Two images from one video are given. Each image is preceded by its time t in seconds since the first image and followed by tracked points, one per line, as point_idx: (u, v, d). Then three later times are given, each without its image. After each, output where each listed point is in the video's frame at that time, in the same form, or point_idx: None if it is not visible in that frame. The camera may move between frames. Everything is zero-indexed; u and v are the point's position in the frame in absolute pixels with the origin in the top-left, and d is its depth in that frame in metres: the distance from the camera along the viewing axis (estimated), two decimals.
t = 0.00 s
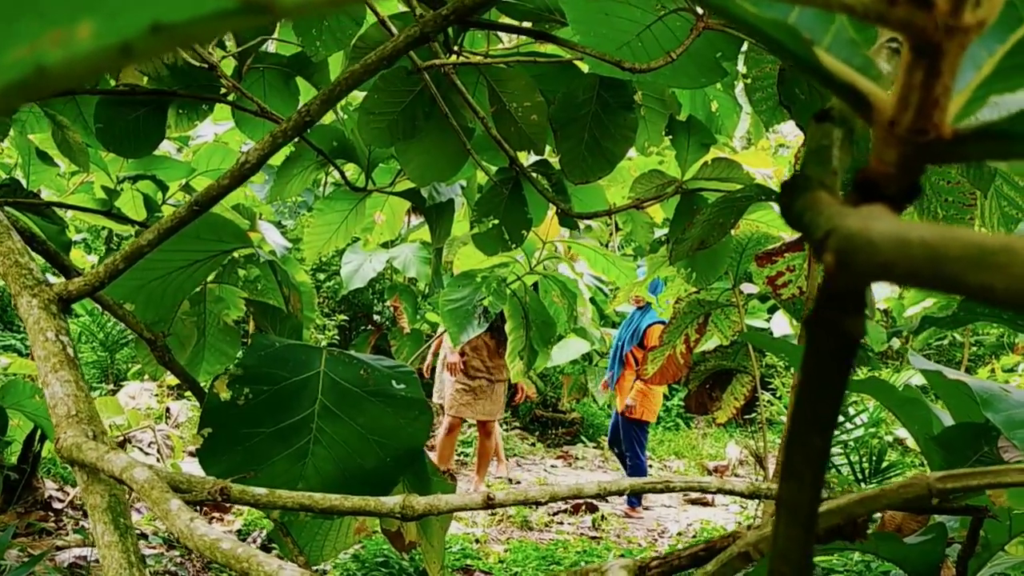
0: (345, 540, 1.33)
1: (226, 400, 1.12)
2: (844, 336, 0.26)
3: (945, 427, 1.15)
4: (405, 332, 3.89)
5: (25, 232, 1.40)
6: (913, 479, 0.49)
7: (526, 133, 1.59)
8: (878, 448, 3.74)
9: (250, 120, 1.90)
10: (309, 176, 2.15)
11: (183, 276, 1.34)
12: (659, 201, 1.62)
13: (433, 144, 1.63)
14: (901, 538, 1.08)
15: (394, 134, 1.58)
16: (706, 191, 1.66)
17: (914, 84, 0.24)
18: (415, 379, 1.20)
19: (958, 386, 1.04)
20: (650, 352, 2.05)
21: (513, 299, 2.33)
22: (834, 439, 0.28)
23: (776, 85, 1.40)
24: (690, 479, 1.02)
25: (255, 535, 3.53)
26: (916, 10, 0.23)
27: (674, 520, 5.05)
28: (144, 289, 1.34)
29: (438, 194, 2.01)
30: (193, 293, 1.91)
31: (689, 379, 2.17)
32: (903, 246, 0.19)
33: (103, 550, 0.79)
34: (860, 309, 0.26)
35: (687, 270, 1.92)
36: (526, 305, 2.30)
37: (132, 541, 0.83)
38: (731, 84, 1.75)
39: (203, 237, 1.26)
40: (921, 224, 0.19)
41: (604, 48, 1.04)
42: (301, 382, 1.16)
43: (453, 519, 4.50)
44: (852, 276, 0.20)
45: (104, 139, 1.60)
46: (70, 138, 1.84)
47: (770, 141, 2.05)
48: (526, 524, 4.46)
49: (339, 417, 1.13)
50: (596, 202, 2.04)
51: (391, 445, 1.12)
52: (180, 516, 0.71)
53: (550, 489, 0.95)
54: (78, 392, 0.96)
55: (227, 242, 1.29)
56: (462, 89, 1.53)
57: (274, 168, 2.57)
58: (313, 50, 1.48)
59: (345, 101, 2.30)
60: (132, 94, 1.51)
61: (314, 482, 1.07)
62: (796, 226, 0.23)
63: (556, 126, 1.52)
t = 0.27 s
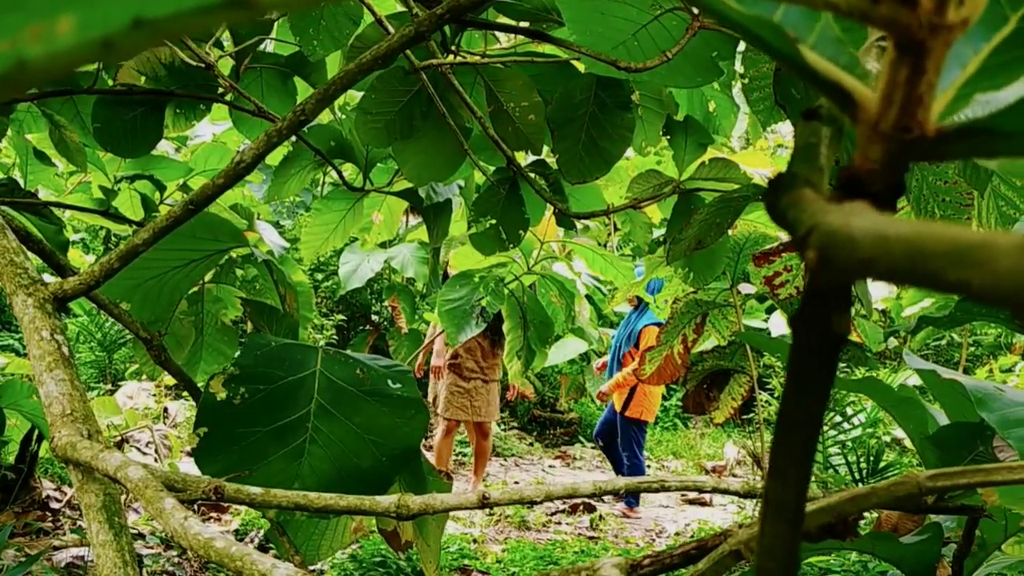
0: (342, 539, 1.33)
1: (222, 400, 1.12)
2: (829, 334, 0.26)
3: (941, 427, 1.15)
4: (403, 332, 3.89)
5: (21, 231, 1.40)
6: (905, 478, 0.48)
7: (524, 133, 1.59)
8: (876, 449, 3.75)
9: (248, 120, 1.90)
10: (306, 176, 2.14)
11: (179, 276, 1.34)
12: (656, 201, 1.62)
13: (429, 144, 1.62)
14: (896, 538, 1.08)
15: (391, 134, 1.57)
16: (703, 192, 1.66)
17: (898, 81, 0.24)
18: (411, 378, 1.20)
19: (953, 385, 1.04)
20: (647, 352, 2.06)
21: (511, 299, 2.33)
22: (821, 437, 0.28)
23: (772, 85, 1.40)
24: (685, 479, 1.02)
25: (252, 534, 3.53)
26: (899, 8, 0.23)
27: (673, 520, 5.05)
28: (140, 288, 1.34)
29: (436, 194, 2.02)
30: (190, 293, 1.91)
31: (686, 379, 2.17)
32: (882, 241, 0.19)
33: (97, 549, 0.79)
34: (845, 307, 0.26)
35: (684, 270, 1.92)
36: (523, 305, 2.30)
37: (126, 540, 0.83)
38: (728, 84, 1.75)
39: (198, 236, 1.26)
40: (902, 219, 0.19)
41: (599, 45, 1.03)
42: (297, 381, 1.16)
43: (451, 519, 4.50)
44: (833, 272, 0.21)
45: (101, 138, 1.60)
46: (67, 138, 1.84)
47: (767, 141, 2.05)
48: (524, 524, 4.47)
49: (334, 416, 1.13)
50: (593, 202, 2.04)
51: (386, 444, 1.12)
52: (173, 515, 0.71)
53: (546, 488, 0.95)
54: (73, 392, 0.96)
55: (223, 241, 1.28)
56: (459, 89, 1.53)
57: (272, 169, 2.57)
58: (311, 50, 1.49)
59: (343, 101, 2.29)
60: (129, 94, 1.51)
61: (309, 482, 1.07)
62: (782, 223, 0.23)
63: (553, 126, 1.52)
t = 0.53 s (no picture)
0: (340, 539, 1.33)
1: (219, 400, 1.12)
2: (816, 332, 0.26)
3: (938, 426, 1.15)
4: (403, 332, 3.88)
5: (19, 231, 1.40)
6: (898, 476, 0.49)
7: (522, 134, 1.59)
8: (874, 449, 3.76)
9: (247, 121, 1.91)
10: (305, 177, 2.14)
11: (177, 276, 1.34)
12: (655, 201, 1.62)
13: (428, 144, 1.62)
14: (893, 539, 1.07)
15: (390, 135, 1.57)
16: (702, 192, 1.66)
17: (884, 82, 0.24)
18: (409, 378, 1.21)
19: (950, 384, 1.04)
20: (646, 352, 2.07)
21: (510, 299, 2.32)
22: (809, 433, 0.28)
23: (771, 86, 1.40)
24: (683, 478, 1.02)
25: (252, 535, 3.53)
26: (884, 9, 0.23)
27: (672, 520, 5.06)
28: (138, 289, 1.34)
29: (435, 195, 2.03)
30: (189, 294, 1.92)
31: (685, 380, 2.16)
32: (864, 240, 0.19)
33: (94, 548, 0.79)
34: (834, 305, 0.26)
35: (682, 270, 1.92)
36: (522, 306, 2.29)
37: (123, 540, 0.83)
38: (727, 84, 1.76)
39: (196, 236, 1.26)
40: (883, 218, 0.20)
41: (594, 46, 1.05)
42: (294, 381, 1.16)
43: (450, 519, 4.50)
44: (817, 272, 0.21)
45: (100, 139, 1.60)
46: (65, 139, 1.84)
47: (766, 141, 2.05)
48: (524, 525, 4.47)
49: (332, 416, 1.13)
50: (592, 203, 2.04)
51: (384, 444, 1.12)
52: (170, 514, 0.72)
53: (542, 488, 0.95)
54: (70, 392, 0.96)
55: (220, 241, 1.28)
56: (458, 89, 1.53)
57: (271, 169, 2.57)
58: (309, 51, 1.49)
59: (341, 102, 2.30)
60: (128, 95, 1.51)
61: (306, 482, 1.07)
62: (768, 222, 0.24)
63: (552, 127, 1.52)
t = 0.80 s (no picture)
0: (337, 538, 1.33)
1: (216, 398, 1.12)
2: (800, 321, 0.26)
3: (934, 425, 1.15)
4: (402, 333, 3.88)
5: (16, 230, 1.40)
6: (888, 470, 0.49)
7: (520, 133, 1.59)
8: (873, 449, 3.76)
9: (245, 120, 1.91)
10: (304, 176, 2.14)
11: (174, 274, 1.34)
12: (652, 200, 1.62)
13: (425, 143, 1.63)
14: (889, 537, 1.07)
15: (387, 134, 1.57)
16: (700, 192, 1.66)
17: (865, 70, 0.24)
18: (406, 377, 1.20)
19: (946, 382, 1.04)
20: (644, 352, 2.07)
21: (508, 299, 2.31)
22: (793, 423, 0.28)
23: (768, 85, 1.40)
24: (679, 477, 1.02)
25: (250, 534, 3.53)
26: None
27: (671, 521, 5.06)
28: (135, 287, 1.35)
29: (432, 195, 2.05)
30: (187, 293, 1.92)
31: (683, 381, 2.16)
32: (839, 226, 0.19)
33: (89, 545, 0.79)
34: (816, 293, 0.26)
35: (680, 270, 1.91)
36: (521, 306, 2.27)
37: (118, 537, 0.83)
38: (725, 84, 1.76)
39: (193, 234, 1.26)
40: (859, 205, 0.20)
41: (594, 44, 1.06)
42: (291, 379, 1.16)
43: (449, 520, 4.50)
44: (795, 259, 0.21)
45: (98, 138, 1.60)
46: (64, 138, 1.84)
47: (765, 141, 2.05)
48: (522, 525, 4.47)
49: (329, 414, 1.13)
50: (590, 202, 2.04)
51: (380, 442, 1.12)
52: (164, 510, 0.72)
53: (538, 486, 0.95)
54: (66, 389, 0.96)
55: (218, 239, 1.29)
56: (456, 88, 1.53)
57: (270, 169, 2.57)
58: (307, 49, 1.49)
59: (340, 101, 2.30)
60: (126, 94, 1.51)
61: (302, 479, 1.08)
62: (749, 210, 0.24)
63: (549, 126, 1.52)
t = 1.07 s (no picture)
0: (335, 539, 1.34)
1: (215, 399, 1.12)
2: (803, 324, 0.26)
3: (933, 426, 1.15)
4: (400, 333, 3.88)
5: (14, 231, 1.39)
6: (887, 472, 0.49)
7: (519, 134, 1.59)
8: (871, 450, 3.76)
9: (243, 121, 1.90)
10: (302, 177, 2.14)
11: (172, 275, 1.34)
12: (651, 201, 1.62)
13: (424, 144, 1.63)
14: (889, 539, 1.07)
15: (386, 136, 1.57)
16: (699, 192, 1.66)
17: (868, 74, 0.24)
18: (405, 378, 1.19)
19: (944, 384, 1.04)
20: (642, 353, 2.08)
21: (507, 300, 2.31)
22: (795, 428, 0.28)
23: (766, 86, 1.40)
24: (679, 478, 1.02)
25: (248, 535, 3.53)
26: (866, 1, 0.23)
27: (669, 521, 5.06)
28: (134, 288, 1.35)
29: (431, 195, 2.04)
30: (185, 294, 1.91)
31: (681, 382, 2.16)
32: (843, 236, 0.19)
33: (88, 546, 0.79)
34: (818, 296, 0.26)
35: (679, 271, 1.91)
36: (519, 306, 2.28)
37: (117, 539, 0.83)
38: (723, 84, 1.76)
39: (192, 235, 1.26)
40: (862, 214, 0.19)
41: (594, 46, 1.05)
42: (290, 380, 1.16)
43: (447, 520, 4.50)
44: (798, 268, 0.21)
45: (96, 139, 1.60)
46: (62, 139, 1.84)
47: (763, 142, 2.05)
48: (520, 526, 4.47)
49: (328, 416, 1.13)
50: (588, 203, 2.04)
51: (379, 444, 1.12)
52: (163, 513, 0.71)
53: (537, 487, 0.95)
54: (65, 391, 0.96)
55: (216, 241, 1.28)
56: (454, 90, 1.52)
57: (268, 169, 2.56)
58: (306, 50, 1.48)
59: (338, 102, 2.30)
60: (124, 95, 1.51)
61: (302, 480, 1.08)
62: (752, 217, 0.23)
63: (548, 128, 1.52)
